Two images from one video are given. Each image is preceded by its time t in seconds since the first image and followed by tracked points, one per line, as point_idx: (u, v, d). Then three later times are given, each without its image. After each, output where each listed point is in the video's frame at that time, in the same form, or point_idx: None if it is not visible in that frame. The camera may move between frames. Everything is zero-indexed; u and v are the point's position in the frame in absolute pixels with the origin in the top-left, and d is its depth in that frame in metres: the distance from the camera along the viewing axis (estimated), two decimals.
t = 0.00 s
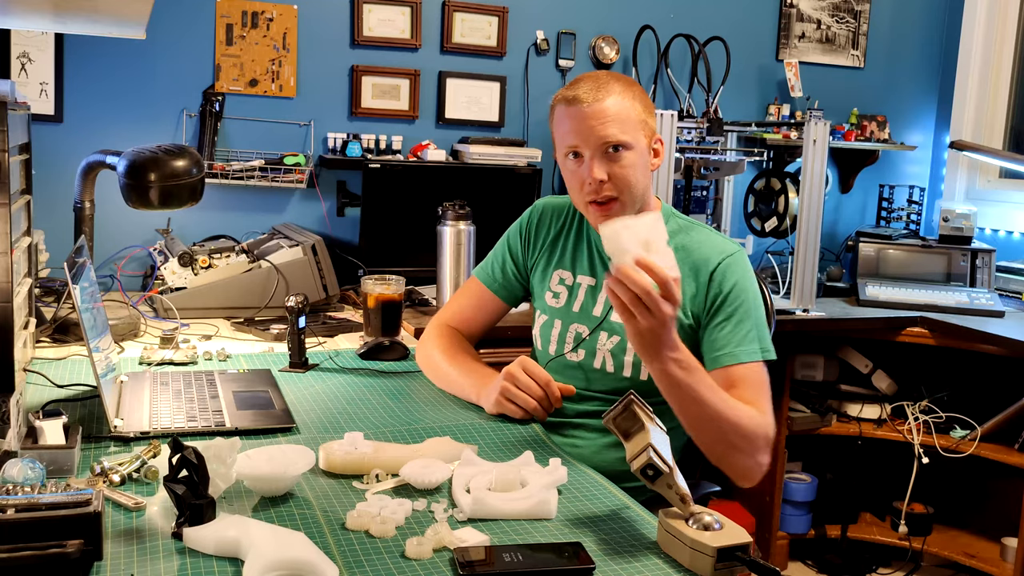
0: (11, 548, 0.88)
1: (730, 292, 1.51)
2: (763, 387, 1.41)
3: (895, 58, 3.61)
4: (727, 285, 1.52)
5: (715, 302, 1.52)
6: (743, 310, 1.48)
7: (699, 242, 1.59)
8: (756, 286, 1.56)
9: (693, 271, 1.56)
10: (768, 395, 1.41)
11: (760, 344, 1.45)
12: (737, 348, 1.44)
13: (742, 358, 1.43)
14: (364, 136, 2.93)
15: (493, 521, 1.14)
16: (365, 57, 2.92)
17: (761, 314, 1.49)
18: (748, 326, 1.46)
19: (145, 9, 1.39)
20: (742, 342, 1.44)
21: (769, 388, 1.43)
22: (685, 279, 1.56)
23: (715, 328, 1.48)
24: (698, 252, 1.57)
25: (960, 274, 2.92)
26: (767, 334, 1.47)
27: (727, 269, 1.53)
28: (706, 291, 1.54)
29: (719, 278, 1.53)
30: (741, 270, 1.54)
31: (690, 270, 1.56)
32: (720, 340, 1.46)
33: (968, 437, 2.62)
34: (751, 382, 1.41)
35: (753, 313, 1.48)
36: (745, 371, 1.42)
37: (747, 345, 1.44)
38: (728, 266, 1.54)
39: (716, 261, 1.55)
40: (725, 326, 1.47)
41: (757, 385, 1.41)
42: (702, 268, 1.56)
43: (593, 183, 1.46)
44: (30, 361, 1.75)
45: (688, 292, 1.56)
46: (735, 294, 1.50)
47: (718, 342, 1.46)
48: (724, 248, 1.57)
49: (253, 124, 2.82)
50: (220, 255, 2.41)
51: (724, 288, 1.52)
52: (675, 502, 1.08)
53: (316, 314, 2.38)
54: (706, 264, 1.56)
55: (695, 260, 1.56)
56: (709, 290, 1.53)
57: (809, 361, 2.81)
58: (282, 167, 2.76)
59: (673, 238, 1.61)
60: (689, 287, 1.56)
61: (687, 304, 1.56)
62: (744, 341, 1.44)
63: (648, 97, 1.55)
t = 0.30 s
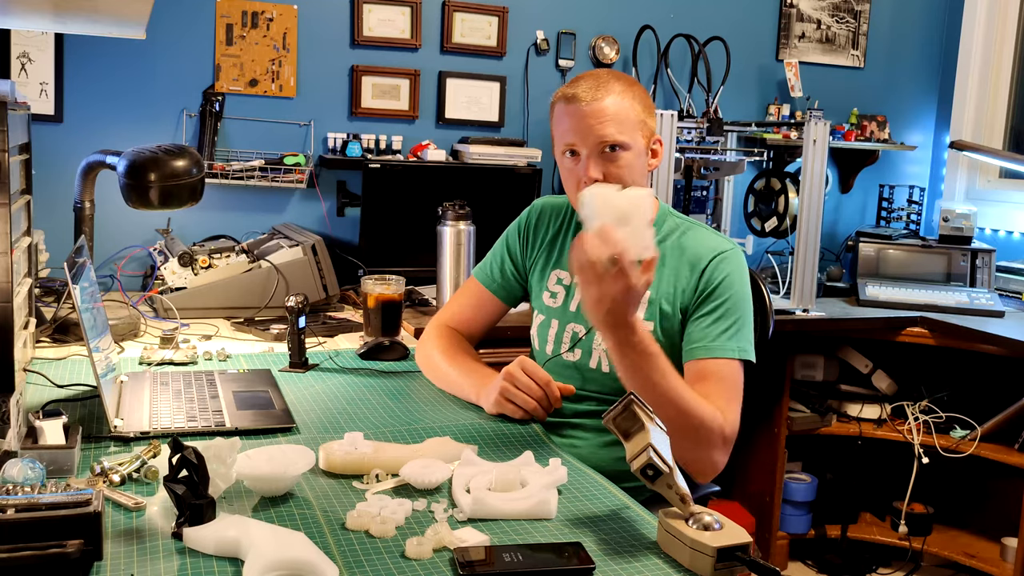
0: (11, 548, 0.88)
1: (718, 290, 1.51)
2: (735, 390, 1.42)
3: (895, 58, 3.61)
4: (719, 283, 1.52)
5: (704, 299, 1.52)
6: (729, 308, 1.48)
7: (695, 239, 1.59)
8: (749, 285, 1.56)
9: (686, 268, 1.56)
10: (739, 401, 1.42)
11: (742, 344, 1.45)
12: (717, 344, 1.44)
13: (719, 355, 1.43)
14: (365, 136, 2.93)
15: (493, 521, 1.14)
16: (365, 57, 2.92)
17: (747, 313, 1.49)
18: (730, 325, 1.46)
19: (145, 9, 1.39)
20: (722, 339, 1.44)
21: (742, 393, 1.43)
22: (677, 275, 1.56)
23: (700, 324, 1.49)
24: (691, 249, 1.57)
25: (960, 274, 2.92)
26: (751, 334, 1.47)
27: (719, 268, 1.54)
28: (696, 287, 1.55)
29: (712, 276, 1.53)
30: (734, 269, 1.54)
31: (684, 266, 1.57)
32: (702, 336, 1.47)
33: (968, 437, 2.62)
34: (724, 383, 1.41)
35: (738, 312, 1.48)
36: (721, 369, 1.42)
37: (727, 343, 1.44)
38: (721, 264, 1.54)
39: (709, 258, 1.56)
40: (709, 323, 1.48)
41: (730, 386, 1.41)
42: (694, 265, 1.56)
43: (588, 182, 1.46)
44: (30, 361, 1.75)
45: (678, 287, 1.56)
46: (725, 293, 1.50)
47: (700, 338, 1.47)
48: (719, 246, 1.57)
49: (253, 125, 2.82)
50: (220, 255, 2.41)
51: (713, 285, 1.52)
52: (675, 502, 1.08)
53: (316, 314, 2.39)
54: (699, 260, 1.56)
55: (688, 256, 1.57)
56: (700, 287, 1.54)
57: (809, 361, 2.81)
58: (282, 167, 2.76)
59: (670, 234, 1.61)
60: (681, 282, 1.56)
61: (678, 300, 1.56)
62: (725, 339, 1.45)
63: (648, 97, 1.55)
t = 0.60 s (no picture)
0: (11, 548, 0.88)
1: (714, 291, 1.52)
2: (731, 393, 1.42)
3: (895, 58, 3.61)
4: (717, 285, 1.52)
5: (702, 300, 1.53)
6: (727, 309, 1.49)
7: (695, 240, 1.59)
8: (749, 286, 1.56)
9: (685, 269, 1.57)
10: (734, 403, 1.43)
11: (739, 345, 1.46)
12: (714, 346, 1.45)
13: (716, 356, 1.44)
14: (365, 136, 2.93)
15: (493, 521, 1.14)
16: (365, 57, 2.92)
17: (746, 315, 1.49)
18: (728, 326, 1.47)
19: (144, 9, 1.39)
20: (719, 340, 1.45)
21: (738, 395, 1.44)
22: (676, 276, 1.57)
23: (698, 324, 1.49)
24: (690, 250, 1.58)
25: (960, 274, 2.92)
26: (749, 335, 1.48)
27: (717, 270, 1.54)
28: (695, 287, 1.55)
29: (710, 277, 1.53)
30: (733, 270, 1.54)
31: (683, 266, 1.57)
32: (700, 337, 1.47)
33: (968, 437, 2.62)
34: (720, 387, 1.42)
35: (737, 313, 1.48)
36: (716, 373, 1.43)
37: (725, 345, 1.45)
38: (720, 265, 1.54)
39: (708, 259, 1.56)
40: (707, 324, 1.48)
41: (726, 389, 1.42)
42: (693, 266, 1.56)
43: (580, 185, 1.47)
44: (30, 361, 1.75)
45: (678, 287, 1.56)
46: (722, 294, 1.50)
47: (698, 338, 1.47)
48: (718, 247, 1.58)
49: (253, 124, 2.82)
50: (220, 255, 2.41)
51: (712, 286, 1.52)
52: (675, 502, 1.08)
53: (316, 314, 2.38)
54: (698, 261, 1.56)
55: (688, 256, 1.57)
56: (699, 287, 1.54)
57: (809, 361, 2.81)
58: (282, 167, 2.76)
59: (671, 234, 1.61)
60: (680, 283, 1.56)
61: (677, 300, 1.56)
62: (722, 340, 1.45)
63: (645, 97, 1.54)
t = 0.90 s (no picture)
0: (11, 548, 0.88)
1: (713, 293, 1.51)
2: (720, 393, 1.43)
3: (895, 58, 3.61)
4: (716, 285, 1.52)
5: (700, 300, 1.53)
6: (725, 311, 1.49)
7: (697, 240, 1.59)
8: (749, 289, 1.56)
9: (685, 269, 1.57)
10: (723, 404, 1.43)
11: (736, 348, 1.45)
12: (710, 347, 1.45)
13: (711, 357, 1.44)
14: (365, 136, 2.93)
15: (493, 521, 1.14)
16: (365, 57, 2.92)
17: (744, 318, 1.49)
18: (724, 328, 1.47)
19: (144, 9, 1.39)
20: (713, 342, 1.45)
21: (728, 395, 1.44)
22: (676, 275, 1.57)
23: (695, 324, 1.49)
24: (690, 250, 1.58)
25: (960, 274, 2.92)
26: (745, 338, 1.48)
27: (717, 270, 1.54)
28: (695, 288, 1.55)
29: (710, 277, 1.53)
30: (734, 271, 1.54)
31: (684, 267, 1.57)
32: (696, 337, 1.47)
33: (968, 437, 2.62)
34: (709, 387, 1.42)
35: (735, 316, 1.48)
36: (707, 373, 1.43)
37: (721, 347, 1.45)
38: (720, 266, 1.54)
39: (709, 259, 1.56)
40: (703, 325, 1.48)
41: (715, 389, 1.42)
42: (693, 267, 1.56)
43: (578, 185, 1.47)
44: (30, 361, 1.75)
45: (678, 286, 1.56)
46: (720, 295, 1.50)
47: (694, 339, 1.47)
48: (719, 248, 1.57)
49: (253, 124, 2.82)
50: (220, 255, 2.41)
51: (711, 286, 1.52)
52: (675, 502, 1.08)
53: (316, 314, 2.38)
54: (699, 261, 1.56)
55: (689, 256, 1.57)
56: (697, 287, 1.54)
57: (809, 361, 2.81)
58: (282, 167, 2.76)
59: (673, 234, 1.61)
60: (680, 282, 1.56)
61: (676, 300, 1.56)
62: (718, 342, 1.45)
63: (646, 98, 1.54)
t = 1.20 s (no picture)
0: (12, 548, 0.88)
1: (708, 296, 1.50)
2: (711, 399, 1.41)
3: (895, 58, 3.61)
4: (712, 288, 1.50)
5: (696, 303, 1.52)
6: (719, 315, 1.47)
7: (696, 244, 1.59)
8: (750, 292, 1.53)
9: (684, 271, 1.56)
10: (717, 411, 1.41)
11: (729, 353, 1.44)
12: (701, 351, 1.44)
13: (702, 362, 1.43)
14: (365, 136, 2.93)
15: (493, 521, 1.14)
16: (365, 57, 2.92)
17: (740, 322, 1.47)
18: (717, 333, 1.45)
19: (145, 9, 1.39)
20: (705, 346, 1.44)
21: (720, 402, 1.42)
22: (673, 278, 1.57)
23: (689, 328, 1.48)
24: (690, 253, 1.57)
25: (960, 274, 2.92)
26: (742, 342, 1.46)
27: (716, 273, 1.53)
28: (692, 291, 1.54)
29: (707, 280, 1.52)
30: (732, 274, 1.52)
31: (681, 269, 1.57)
32: (688, 341, 1.46)
33: (968, 437, 2.62)
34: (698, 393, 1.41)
35: (729, 320, 1.47)
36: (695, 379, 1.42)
37: (714, 352, 1.43)
38: (718, 268, 1.53)
39: (707, 262, 1.55)
40: (696, 329, 1.47)
41: (705, 395, 1.41)
42: (691, 270, 1.56)
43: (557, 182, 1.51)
44: (30, 361, 1.75)
45: (674, 289, 1.56)
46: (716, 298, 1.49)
47: (685, 343, 1.46)
48: (719, 251, 1.56)
49: (253, 125, 2.82)
50: (220, 255, 2.41)
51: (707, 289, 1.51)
52: (675, 502, 1.08)
53: (316, 314, 2.38)
54: (697, 264, 1.56)
55: (687, 260, 1.57)
56: (694, 290, 1.54)
57: (809, 361, 2.81)
58: (282, 167, 2.76)
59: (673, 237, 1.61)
60: (677, 285, 1.56)
61: (672, 302, 1.56)
62: (710, 347, 1.44)
63: (652, 101, 1.50)
